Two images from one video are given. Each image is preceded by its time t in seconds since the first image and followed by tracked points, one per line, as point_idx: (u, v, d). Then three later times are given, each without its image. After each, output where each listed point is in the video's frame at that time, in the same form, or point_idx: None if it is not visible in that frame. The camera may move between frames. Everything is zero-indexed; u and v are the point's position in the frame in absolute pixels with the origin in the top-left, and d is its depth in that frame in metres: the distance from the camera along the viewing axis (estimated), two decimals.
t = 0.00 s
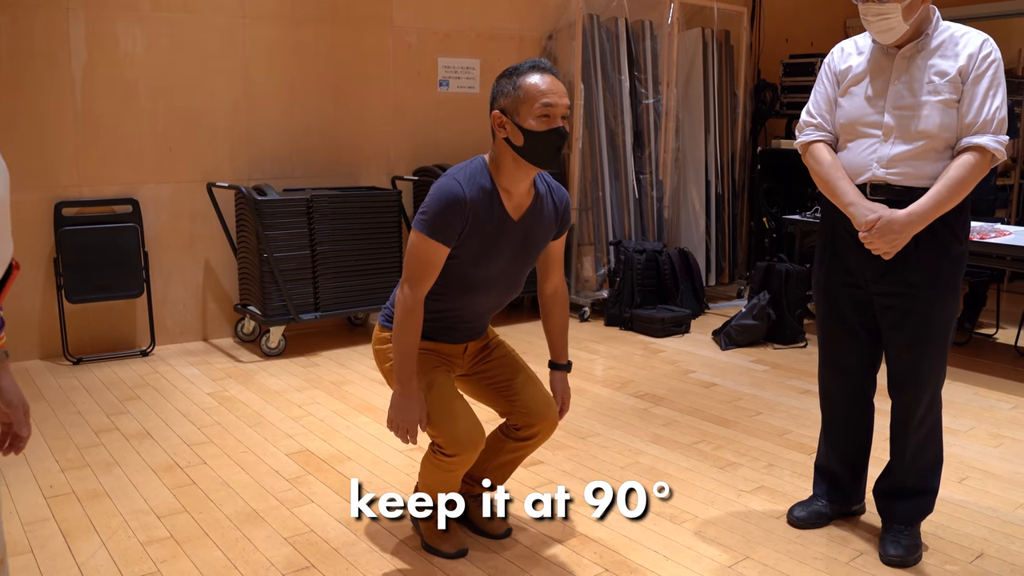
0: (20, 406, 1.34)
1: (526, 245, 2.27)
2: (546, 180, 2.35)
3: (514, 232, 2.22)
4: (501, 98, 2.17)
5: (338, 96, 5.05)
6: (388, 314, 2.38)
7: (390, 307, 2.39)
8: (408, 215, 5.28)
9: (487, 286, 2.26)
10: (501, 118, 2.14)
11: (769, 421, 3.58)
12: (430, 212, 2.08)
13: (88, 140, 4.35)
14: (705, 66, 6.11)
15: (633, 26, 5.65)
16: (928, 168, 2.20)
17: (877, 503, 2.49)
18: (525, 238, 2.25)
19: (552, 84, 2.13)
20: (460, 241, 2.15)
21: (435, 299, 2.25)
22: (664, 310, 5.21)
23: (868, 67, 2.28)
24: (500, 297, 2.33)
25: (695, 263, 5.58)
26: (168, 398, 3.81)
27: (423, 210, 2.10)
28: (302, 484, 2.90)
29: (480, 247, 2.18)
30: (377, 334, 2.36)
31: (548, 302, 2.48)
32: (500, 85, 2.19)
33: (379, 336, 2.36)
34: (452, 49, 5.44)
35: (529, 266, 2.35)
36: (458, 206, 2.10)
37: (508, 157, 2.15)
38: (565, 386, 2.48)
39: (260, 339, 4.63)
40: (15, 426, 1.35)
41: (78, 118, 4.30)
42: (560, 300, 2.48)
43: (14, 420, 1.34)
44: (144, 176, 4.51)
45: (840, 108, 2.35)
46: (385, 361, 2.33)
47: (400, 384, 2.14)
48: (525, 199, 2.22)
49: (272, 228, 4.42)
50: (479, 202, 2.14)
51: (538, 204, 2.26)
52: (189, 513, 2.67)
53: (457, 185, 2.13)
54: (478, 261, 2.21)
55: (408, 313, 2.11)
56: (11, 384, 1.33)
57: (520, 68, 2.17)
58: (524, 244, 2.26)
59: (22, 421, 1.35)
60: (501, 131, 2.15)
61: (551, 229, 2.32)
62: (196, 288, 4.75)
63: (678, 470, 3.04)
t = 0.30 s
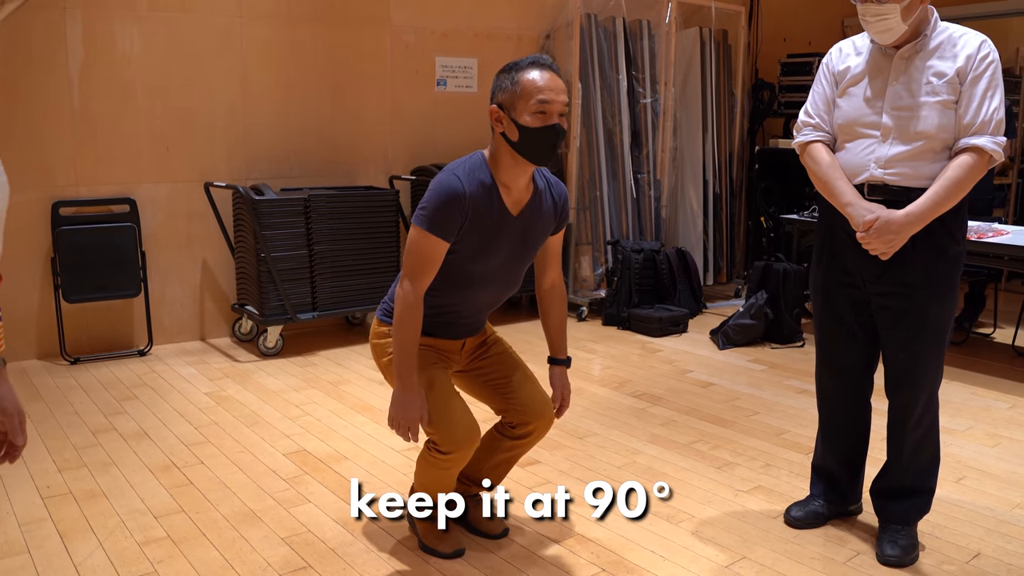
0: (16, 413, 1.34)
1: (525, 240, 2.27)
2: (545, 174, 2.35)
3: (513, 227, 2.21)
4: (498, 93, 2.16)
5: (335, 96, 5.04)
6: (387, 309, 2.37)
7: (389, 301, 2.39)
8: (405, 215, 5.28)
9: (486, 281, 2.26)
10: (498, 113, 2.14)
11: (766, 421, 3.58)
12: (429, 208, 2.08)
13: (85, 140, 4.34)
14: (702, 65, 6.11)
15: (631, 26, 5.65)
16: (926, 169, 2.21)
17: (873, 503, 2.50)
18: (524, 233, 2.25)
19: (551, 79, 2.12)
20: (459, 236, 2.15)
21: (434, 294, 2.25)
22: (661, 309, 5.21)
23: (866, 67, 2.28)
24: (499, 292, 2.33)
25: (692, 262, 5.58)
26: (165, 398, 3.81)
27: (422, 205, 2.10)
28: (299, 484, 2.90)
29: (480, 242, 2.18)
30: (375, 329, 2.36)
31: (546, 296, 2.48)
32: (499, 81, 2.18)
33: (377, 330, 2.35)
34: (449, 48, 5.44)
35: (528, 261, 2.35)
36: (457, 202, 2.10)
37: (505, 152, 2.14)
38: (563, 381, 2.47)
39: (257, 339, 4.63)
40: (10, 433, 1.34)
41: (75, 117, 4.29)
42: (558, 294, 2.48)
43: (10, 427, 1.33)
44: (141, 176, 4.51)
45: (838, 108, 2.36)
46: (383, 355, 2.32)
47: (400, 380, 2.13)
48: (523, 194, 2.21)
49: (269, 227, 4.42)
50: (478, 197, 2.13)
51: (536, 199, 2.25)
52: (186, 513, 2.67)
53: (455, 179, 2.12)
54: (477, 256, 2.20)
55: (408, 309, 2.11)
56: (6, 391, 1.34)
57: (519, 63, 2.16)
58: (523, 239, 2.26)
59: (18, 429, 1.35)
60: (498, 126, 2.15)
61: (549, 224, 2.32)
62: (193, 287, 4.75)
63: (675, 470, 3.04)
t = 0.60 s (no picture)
0: (26, 424, 1.34)
1: (532, 223, 2.26)
2: (553, 159, 2.34)
3: (520, 210, 2.21)
4: (510, 75, 2.17)
5: (333, 95, 5.04)
6: (391, 289, 2.37)
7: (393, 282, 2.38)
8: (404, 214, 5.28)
9: (491, 263, 2.25)
10: (508, 94, 2.14)
11: (764, 420, 3.58)
12: (437, 185, 2.08)
13: (83, 139, 4.33)
14: (701, 64, 6.10)
15: (629, 24, 5.66)
16: (924, 168, 2.21)
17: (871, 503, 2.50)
18: (531, 216, 2.24)
19: (563, 63, 2.13)
20: (466, 215, 2.15)
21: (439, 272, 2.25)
22: (659, 308, 5.21)
23: (865, 67, 2.29)
24: (504, 276, 2.32)
25: (690, 261, 5.58)
26: (163, 397, 3.80)
27: (430, 182, 2.09)
28: (297, 484, 2.90)
29: (486, 224, 2.18)
30: (379, 309, 2.36)
31: (552, 283, 2.48)
32: (512, 63, 2.18)
33: (381, 310, 2.35)
34: (447, 47, 5.43)
35: (534, 244, 2.34)
36: (465, 180, 2.10)
37: (514, 133, 2.14)
38: (569, 365, 2.46)
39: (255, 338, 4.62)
40: (21, 444, 1.34)
41: (73, 116, 4.29)
42: (563, 284, 2.48)
43: (21, 437, 1.34)
44: (139, 174, 4.50)
45: (837, 107, 2.36)
46: (386, 336, 2.32)
47: (401, 357, 2.14)
48: (532, 177, 2.20)
49: (267, 226, 4.41)
50: (487, 177, 2.13)
51: (545, 182, 2.25)
52: (184, 513, 2.66)
53: (465, 158, 2.12)
54: (483, 237, 2.20)
55: (412, 286, 2.11)
56: (17, 401, 1.33)
57: (531, 46, 2.16)
58: (530, 223, 2.25)
59: (29, 438, 1.35)
60: (508, 107, 2.15)
61: (556, 210, 2.32)
62: (191, 286, 4.74)
63: (674, 469, 3.04)
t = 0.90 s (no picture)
0: (26, 433, 1.35)
1: (535, 221, 2.26)
2: (558, 158, 2.34)
3: (524, 208, 2.21)
4: (521, 72, 2.17)
5: (331, 94, 5.04)
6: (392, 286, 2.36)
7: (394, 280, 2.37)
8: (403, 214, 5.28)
9: (493, 259, 2.25)
10: (519, 92, 2.14)
11: (763, 419, 3.58)
12: (442, 178, 2.08)
13: (82, 138, 4.33)
14: (699, 63, 6.10)
15: (628, 24, 5.66)
16: (923, 167, 2.21)
17: (871, 501, 2.50)
18: (534, 215, 2.24)
19: (574, 64, 2.14)
20: (470, 210, 2.15)
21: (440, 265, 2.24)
22: (658, 307, 5.21)
23: (863, 66, 2.29)
24: (505, 274, 2.32)
25: (689, 260, 5.58)
26: (162, 396, 3.80)
27: (435, 175, 2.10)
28: (296, 483, 2.90)
29: (489, 220, 2.18)
30: (379, 305, 2.36)
31: (551, 284, 2.49)
32: (525, 60, 2.19)
33: (381, 307, 2.35)
34: (446, 46, 5.43)
35: (535, 243, 2.34)
36: (470, 174, 2.10)
37: (523, 131, 2.14)
38: (563, 368, 2.47)
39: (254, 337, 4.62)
40: (19, 453, 1.35)
41: (72, 115, 4.28)
42: (563, 283, 2.49)
43: (19, 447, 1.35)
44: (138, 174, 4.50)
45: (835, 107, 2.36)
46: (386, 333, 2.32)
47: (395, 346, 2.14)
48: (537, 176, 2.20)
49: (266, 225, 4.41)
50: (493, 173, 2.13)
51: (551, 181, 2.25)
52: (183, 512, 2.66)
53: (471, 154, 2.12)
54: (486, 233, 2.20)
55: (412, 277, 2.12)
56: (18, 410, 1.34)
57: (544, 45, 2.17)
58: (533, 221, 2.26)
59: (26, 447, 1.36)
60: (518, 103, 2.15)
61: (559, 210, 2.32)
62: (190, 286, 4.74)
63: (673, 469, 3.04)
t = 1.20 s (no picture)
0: (33, 428, 1.37)
1: (538, 196, 2.23)
2: (563, 134, 2.33)
3: (525, 181, 2.18)
4: (523, 47, 2.17)
5: (330, 93, 5.03)
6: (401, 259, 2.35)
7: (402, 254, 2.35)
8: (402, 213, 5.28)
9: (494, 233, 2.23)
10: (521, 66, 2.14)
11: (762, 418, 3.58)
12: (440, 148, 2.07)
13: (80, 136, 4.33)
14: (698, 62, 6.10)
15: (627, 23, 5.65)
16: (922, 167, 2.21)
17: (870, 501, 2.50)
18: (536, 188, 2.22)
19: (574, 38, 2.12)
20: (468, 181, 2.13)
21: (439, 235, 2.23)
22: (657, 306, 5.21)
23: (863, 65, 2.28)
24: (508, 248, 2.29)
25: (688, 259, 5.58)
26: (160, 396, 3.80)
27: (434, 145, 2.09)
28: (295, 483, 2.89)
29: (489, 193, 2.16)
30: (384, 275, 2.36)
31: (553, 259, 2.50)
32: (527, 34, 2.18)
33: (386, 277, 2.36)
34: (445, 45, 5.43)
35: (539, 218, 2.32)
36: (469, 145, 2.09)
37: (524, 105, 2.13)
38: (559, 343, 2.50)
39: (253, 336, 4.62)
40: (27, 448, 1.37)
41: (70, 114, 4.28)
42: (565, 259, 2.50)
43: (27, 441, 1.37)
44: (136, 173, 4.49)
45: (835, 106, 2.36)
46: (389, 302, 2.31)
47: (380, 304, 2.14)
48: (540, 150, 2.19)
49: (265, 224, 4.40)
50: (492, 145, 2.11)
51: (554, 156, 2.23)
52: (182, 512, 2.66)
53: (469, 125, 2.11)
54: (486, 207, 2.18)
55: (404, 240, 2.11)
56: (24, 405, 1.35)
57: (546, 20, 2.16)
58: (536, 196, 2.23)
59: (35, 443, 1.38)
60: (519, 78, 2.15)
61: (562, 184, 2.29)
62: (189, 285, 4.74)
63: (672, 468, 3.04)
